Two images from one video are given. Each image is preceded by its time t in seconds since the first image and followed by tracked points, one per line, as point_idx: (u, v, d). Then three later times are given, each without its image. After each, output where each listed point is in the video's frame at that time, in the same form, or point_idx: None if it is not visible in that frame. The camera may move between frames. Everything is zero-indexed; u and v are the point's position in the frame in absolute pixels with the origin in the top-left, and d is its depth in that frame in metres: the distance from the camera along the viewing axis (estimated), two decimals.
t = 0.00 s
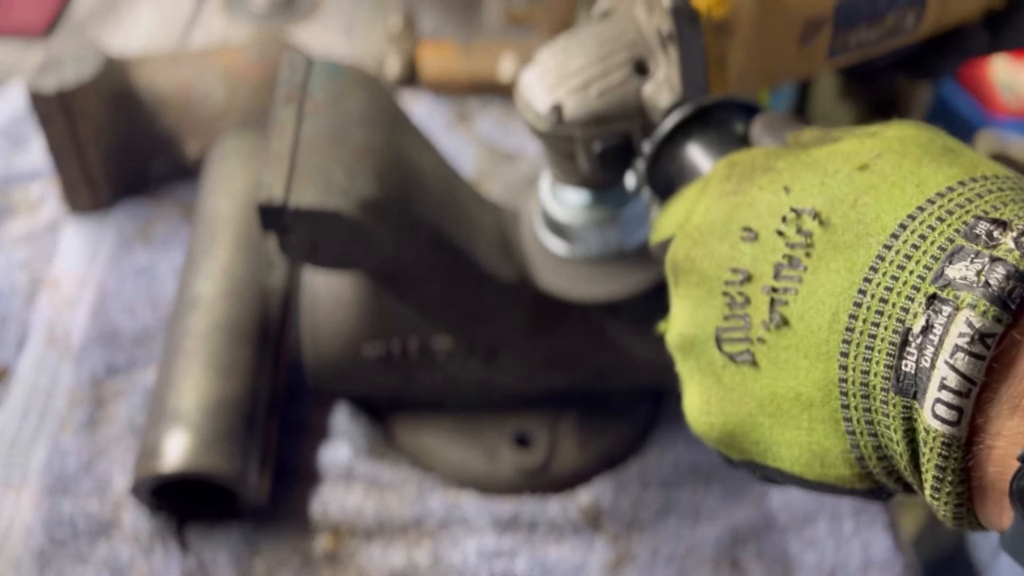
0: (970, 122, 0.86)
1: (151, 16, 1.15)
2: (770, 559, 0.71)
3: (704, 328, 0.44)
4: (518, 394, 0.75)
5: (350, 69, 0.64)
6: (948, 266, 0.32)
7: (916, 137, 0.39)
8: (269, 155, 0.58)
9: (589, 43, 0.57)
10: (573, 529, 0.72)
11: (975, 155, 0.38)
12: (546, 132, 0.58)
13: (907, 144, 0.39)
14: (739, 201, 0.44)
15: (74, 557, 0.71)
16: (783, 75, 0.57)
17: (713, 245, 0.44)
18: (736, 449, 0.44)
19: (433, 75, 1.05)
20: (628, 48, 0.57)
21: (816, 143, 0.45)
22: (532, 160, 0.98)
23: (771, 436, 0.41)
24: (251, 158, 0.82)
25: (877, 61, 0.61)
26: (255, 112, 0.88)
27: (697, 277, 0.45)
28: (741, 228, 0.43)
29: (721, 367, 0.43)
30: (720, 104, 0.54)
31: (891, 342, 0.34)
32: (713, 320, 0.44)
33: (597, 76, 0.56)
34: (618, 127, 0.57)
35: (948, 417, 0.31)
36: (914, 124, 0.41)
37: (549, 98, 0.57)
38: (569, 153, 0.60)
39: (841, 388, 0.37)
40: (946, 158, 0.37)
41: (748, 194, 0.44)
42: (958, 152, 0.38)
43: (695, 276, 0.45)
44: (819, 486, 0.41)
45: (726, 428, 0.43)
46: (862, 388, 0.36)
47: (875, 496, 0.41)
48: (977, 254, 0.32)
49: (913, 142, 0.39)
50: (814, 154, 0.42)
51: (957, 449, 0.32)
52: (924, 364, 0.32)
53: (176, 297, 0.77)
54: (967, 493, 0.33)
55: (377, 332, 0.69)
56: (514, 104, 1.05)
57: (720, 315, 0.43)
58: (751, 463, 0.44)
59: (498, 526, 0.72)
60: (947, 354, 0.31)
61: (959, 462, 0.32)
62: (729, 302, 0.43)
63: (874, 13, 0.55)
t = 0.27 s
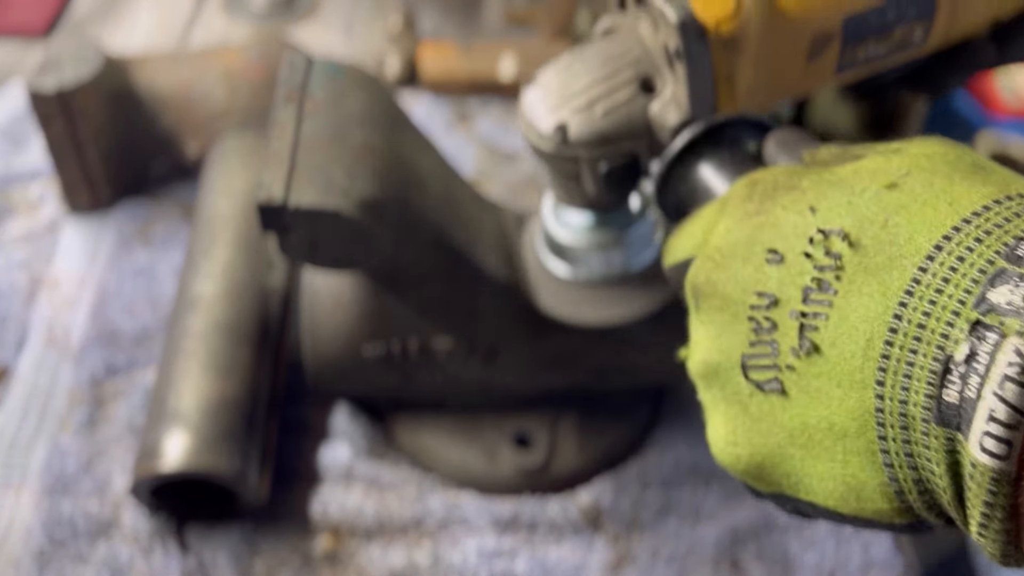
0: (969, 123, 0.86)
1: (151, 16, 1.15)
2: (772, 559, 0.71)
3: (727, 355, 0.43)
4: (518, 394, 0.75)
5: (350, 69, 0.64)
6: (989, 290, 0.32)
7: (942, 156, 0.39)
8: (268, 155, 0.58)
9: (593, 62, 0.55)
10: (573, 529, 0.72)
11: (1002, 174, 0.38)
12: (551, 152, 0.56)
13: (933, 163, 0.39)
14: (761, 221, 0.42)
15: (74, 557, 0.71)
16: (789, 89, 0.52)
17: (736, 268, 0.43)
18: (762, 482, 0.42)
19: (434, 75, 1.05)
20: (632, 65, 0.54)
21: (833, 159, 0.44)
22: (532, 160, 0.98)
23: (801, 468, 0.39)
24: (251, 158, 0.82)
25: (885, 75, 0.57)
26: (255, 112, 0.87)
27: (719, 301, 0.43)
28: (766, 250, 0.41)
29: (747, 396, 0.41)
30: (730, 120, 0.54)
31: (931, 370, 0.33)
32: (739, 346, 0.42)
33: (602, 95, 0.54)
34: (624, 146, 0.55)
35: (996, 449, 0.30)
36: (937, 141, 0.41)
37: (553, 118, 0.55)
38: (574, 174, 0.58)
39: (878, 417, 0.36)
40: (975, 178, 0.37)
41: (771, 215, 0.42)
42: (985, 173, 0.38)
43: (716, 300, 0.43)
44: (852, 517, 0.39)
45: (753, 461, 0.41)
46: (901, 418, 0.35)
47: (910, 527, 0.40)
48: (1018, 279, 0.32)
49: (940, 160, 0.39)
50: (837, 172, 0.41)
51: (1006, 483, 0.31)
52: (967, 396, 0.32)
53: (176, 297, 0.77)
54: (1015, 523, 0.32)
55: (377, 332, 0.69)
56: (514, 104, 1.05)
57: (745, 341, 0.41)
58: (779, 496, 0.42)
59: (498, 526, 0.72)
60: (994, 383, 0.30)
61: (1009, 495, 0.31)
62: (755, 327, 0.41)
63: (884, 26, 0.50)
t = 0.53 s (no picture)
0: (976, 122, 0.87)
1: (150, 16, 1.15)
2: (772, 559, 0.71)
3: (760, 304, 0.45)
4: (518, 394, 0.75)
5: (350, 68, 0.64)
6: (997, 256, 0.34)
7: (971, 127, 0.41)
8: (268, 155, 0.58)
9: (646, 14, 0.55)
10: (573, 529, 0.72)
11: None
12: (605, 101, 0.58)
13: (962, 136, 0.40)
14: (799, 180, 0.45)
15: (74, 557, 0.71)
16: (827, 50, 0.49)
17: (773, 224, 0.45)
18: (788, 422, 0.45)
19: (434, 75, 1.04)
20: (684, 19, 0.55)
21: (872, 118, 0.46)
22: (531, 160, 0.98)
23: (822, 410, 0.42)
24: (252, 158, 0.82)
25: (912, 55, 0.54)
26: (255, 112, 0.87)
27: (755, 255, 0.45)
28: (801, 208, 0.44)
29: (774, 343, 0.44)
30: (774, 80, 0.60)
31: (940, 324, 0.36)
32: (771, 296, 0.44)
33: (655, 48, 0.55)
34: (674, 98, 0.56)
35: (990, 395, 0.33)
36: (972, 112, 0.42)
37: (607, 70, 0.56)
38: (625, 122, 0.62)
39: (892, 363, 0.38)
40: (999, 151, 0.39)
41: (807, 175, 0.44)
42: (1012, 146, 0.40)
43: (753, 252, 0.46)
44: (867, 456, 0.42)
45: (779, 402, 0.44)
46: (911, 367, 0.37)
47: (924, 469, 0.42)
48: None
49: (969, 132, 0.40)
50: (872, 139, 0.43)
51: (998, 426, 0.33)
52: (972, 348, 0.34)
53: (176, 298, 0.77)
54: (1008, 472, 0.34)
55: (377, 332, 0.69)
56: (514, 103, 1.05)
57: (778, 292, 0.44)
58: (803, 436, 0.45)
59: (498, 526, 0.72)
60: (993, 337, 0.33)
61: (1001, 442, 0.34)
62: (787, 281, 0.43)
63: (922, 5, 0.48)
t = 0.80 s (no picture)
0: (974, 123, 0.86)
1: (150, 16, 1.15)
2: (771, 559, 0.71)
3: (758, 277, 0.49)
4: (518, 393, 0.74)
5: (350, 68, 0.64)
6: (988, 226, 0.37)
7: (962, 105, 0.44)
8: (269, 155, 0.58)
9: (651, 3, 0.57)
10: (573, 529, 0.73)
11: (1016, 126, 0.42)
12: (609, 92, 0.59)
13: (956, 114, 0.43)
14: (796, 160, 0.47)
15: (75, 557, 0.71)
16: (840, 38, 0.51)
17: (771, 201, 0.48)
18: (782, 387, 0.48)
19: (434, 75, 1.04)
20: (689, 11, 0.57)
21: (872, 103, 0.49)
22: (531, 161, 0.99)
23: (816, 374, 0.46)
24: (252, 158, 0.83)
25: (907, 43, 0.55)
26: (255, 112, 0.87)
27: (754, 231, 0.49)
28: (798, 185, 0.47)
29: (772, 312, 0.48)
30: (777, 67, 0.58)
31: (931, 294, 0.39)
32: (768, 269, 0.48)
33: (660, 38, 0.57)
34: (679, 88, 0.58)
35: (979, 361, 0.37)
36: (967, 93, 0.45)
37: (613, 59, 0.58)
38: (631, 112, 0.61)
39: (884, 331, 0.42)
40: (988, 128, 0.42)
41: (805, 154, 0.47)
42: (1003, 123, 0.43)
43: (752, 228, 0.49)
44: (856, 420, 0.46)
45: (775, 369, 0.48)
46: (902, 333, 0.41)
47: (908, 436, 0.46)
48: (1013, 217, 0.37)
49: (963, 111, 0.43)
50: (865, 116, 0.46)
51: (986, 391, 0.37)
52: (959, 314, 0.37)
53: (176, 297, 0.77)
54: (992, 429, 0.38)
55: (377, 332, 0.69)
56: (515, 102, 1.05)
57: (775, 264, 0.47)
58: (795, 400, 0.48)
59: (498, 526, 0.72)
60: (982, 304, 0.36)
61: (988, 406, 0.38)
62: (784, 254, 0.47)
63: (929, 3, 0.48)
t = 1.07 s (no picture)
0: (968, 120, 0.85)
1: (150, 16, 1.15)
2: (771, 558, 0.71)
3: (676, 292, 0.51)
4: (518, 393, 0.75)
5: (351, 68, 0.64)
6: (885, 243, 0.40)
7: (870, 119, 0.47)
8: (269, 155, 0.58)
9: (588, 11, 0.62)
10: (573, 529, 0.73)
11: (920, 137, 0.46)
12: (548, 93, 0.64)
13: (863, 128, 0.46)
14: (710, 176, 0.51)
15: (75, 557, 0.71)
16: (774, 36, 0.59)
17: (684, 218, 0.51)
18: (699, 399, 0.50)
19: (433, 75, 1.04)
20: (623, 14, 0.61)
21: (791, 112, 0.51)
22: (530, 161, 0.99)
23: (731, 388, 0.48)
24: (252, 158, 0.83)
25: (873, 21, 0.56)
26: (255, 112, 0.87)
27: (671, 247, 0.52)
28: (710, 202, 0.50)
29: (689, 328, 0.50)
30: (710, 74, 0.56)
31: (832, 310, 0.41)
32: (685, 284, 0.50)
33: (596, 42, 0.61)
34: (615, 91, 0.62)
35: (876, 375, 0.38)
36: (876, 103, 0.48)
37: (550, 62, 0.62)
38: (569, 113, 0.66)
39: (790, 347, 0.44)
40: (894, 142, 0.45)
41: (717, 171, 0.50)
42: (907, 137, 0.46)
43: (673, 245, 0.51)
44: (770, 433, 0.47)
45: (691, 382, 0.50)
46: (808, 347, 0.43)
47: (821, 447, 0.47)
48: (907, 233, 0.39)
49: (868, 123, 0.46)
50: (778, 134, 0.49)
51: (884, 404, 0.39)
52: (858, 330, 0.40)
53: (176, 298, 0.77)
54: (892, 441, 0.40)
55: (377, 332, 0.69)
56: (514, 103, 1.05)
57: (690, 280, 0.50)
58: (712, 412, 0.50)
59: (499, 526, 0.72)
60: (878, 321, 0.38)
61: (890, 418, 0.39)
62: (697, 270, 0.50)
63: None
